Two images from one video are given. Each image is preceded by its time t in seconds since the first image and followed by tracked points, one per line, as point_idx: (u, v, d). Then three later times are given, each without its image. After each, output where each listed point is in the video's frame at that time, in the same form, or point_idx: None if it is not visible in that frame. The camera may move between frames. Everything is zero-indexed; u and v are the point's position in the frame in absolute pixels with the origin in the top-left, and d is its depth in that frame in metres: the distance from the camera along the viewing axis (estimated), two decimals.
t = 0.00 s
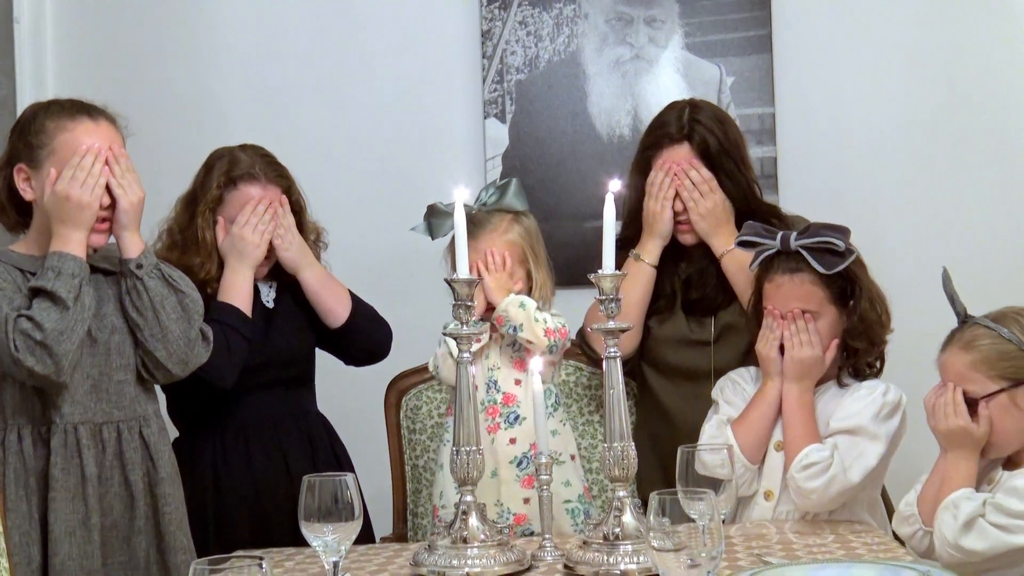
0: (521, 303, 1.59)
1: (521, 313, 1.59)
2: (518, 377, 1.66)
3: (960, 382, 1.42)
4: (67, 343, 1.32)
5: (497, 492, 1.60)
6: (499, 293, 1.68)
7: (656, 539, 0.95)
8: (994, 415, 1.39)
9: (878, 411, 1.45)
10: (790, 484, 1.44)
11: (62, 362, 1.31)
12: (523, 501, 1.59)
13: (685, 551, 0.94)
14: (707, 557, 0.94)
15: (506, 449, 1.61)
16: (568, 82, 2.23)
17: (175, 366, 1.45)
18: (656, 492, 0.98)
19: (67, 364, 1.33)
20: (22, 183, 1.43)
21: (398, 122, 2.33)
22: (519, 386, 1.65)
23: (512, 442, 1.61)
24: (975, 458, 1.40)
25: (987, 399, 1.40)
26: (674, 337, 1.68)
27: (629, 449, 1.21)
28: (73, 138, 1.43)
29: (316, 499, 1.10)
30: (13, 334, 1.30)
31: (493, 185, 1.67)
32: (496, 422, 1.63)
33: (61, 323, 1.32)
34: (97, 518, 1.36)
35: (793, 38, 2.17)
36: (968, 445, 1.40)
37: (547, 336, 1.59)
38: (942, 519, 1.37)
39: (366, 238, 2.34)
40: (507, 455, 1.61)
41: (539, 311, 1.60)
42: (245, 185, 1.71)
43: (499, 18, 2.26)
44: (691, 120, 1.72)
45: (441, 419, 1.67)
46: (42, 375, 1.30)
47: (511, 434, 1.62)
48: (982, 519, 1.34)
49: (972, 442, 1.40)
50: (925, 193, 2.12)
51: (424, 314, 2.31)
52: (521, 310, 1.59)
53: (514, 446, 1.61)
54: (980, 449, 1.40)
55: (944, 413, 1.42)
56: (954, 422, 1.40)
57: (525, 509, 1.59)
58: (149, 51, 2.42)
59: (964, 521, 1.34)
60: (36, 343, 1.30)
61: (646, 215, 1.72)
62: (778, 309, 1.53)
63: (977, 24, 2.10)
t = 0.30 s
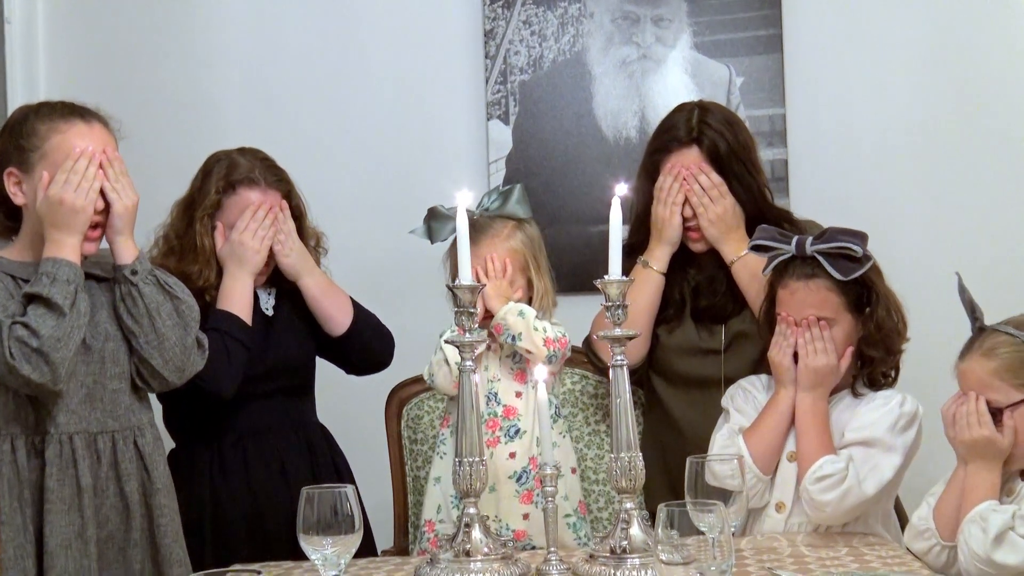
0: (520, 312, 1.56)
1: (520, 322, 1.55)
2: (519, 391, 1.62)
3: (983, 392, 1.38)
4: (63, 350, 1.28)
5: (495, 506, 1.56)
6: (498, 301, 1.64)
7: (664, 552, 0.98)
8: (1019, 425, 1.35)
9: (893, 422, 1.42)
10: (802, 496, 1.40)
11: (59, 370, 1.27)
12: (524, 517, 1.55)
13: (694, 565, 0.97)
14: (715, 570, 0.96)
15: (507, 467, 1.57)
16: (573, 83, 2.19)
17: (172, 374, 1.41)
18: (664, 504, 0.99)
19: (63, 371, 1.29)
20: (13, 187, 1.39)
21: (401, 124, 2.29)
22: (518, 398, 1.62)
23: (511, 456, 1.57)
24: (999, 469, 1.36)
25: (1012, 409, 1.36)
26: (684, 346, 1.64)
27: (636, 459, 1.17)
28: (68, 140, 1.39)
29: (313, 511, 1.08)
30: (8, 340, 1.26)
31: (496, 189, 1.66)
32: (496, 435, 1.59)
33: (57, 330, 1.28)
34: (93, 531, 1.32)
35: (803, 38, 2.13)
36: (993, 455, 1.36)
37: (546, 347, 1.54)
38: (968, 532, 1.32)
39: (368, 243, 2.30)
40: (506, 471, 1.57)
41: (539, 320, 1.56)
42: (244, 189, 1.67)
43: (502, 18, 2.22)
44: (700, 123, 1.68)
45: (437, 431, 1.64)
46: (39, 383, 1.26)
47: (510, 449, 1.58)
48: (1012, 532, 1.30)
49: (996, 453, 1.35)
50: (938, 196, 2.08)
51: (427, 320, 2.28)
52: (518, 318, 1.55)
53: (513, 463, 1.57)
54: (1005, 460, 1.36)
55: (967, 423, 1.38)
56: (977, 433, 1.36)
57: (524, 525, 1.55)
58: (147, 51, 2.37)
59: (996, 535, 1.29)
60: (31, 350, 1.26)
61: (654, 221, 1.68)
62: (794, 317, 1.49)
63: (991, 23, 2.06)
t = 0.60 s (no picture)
0: (518, 317, 1.51)
1: (518, 327, 1.50)
2: (520, 400, 1.58)
3: (1000, 399, 1.35)
4: (56, 354, 1.24)
5: (497, 518, 1.53)
6: (497, 306, 1.59)
7: (672, 563, 0.98)
8: None
9: (907, 430, 1.38)
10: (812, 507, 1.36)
11: (51, 374, 1.24)
12: (527, 530, 1.52)
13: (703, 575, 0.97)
14: None
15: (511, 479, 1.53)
16: (579, 83, 2.15)
17: (166, 380, 1.37)
18: (673, 515, 0.99)
19: (56, 375, 1.25)
20: (3, 189, 1.35)
21: (404, 124, 2.26)
22: (518, 407, 1.58)
23: (513, 467, 1.54)
24: (1018, 480, 1.33)
25: None
26: (693, 351, 1.61)
27: (644, 469, 1.10)
28: (60, 140, 1.35)
29: (313, 522, 1.05)
30: None
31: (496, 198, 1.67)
32: (497, 447, 1.54)
33: (49, 332, 1.24)
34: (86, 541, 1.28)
35: (814, 37, 2.09)
36: (1010, 465, 1.32)
37: (548, 350, 1.51)
38: (983, 546, 1.29)
39: (370, 246, 2.27)
40: (507, 484, 1.53)
41: (538, 324, 1.52)
42: (244, 191, 1.63)
43: (506, 16, 2.18)
44: (711, 123, 1.64)
45: (439, 441, 1.61)
46: (31, 388, 1.23)
47: (512, 460, 1.54)
48: None
49: (1015, 463, 1.32)
50: (951, 197, 2.04)
51: (430, 325, 2.24)
52: (518, 323, 1.50)
53: (517, 474, 1.53)
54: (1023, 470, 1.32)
55: (984, 432, 1.34)
56: (993, 443, 1.33)
57: (528, 538, 1.52)
58: (146, 50, 2.34)
59: (1011, 548, 1.26)
60: (23, 354, 1.23)
61: (663, 224, 1.64)
62: (804, 322, 1.45)
63: (1005, 20, 2.02)
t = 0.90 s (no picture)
0: (521, 321, 1.46)
1: (522, 332, 1.46)
2: (521, 407, 1.54)
3: (1012, 404, 1.30)
4: (36, 357, 1.21)
5: (499, 528, 1.49)
6: (498, 312, 1.55)
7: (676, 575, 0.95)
8: None
9: (923, 438, 1.34)
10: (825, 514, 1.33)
11: (32, 378, 1.20)
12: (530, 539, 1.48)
13: None
14: None
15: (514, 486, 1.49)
16: (582, 79, 2.12)
17: (153, 384, 1.33)
18: (679, 522, 0.96)
19: (37, 379, 1.21)
20: None
21: (404, 122, 2.22)
22: (519, 415, 1.54)
23: (515, 475, 1.50)
24: None
25: None
26: (703, 354, 1.57)
27: (650, 477, 1.05)
28: (42, 138, 1.32)
29: (310, 531, 1.01)
30: None
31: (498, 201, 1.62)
32: (499, 454, 1.51)
33: (29, 335, 1.21)
34: (69, 550, 1.24)
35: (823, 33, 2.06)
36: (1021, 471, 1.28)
37: (552, 356, 1.47)
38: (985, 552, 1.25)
39: (370, 246, 2.23)
40: (513, 493, 1.49)
41: (543, 329, 1.48)
42: (240, 190, 1.59)
43: (508, 11, 2.14)
44: (722, 121, 1.60)
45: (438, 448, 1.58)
46: (11, 393, 1.19)
47: (515, 468, 1.51)
48: None
49: None
50: (962, 196, 2.00)
51: (431, 327, 2.20)
52: (522, 328, 1.46)
53: (520, 482, 1.50)
54: None
55: (995, 437, 1.30)
56: (1003, 447, 1.29)
57: (531, 548, 1.48)
58: (144, 48, 2.31)
59: (1011, 554, 1.22)
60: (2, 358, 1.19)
61: (672, 224, 1.60)
62: (819, 324, 1.41)
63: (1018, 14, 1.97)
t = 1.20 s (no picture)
0: (519, 326, 1.43)
1: (520, 337, 1.42)
2: (518, 412, 1.51)
3: None
4: (13, 361, 1.17)
5: (498, 536, 1.45)
6: (497, 316, 1.52)
7: None
8: None
9: (934, 442, 1.30)
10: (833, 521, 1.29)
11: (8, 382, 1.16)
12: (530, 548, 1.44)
13: None
14: None
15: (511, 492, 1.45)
16: (583, 74, 2.08)
17: (138, 388, 1.29)
18: (683, 529, 0.93)
19: (14, 384, 1.18)
20: None
21: (402, 119, 2.18)
22: (518, 419, 1.51)
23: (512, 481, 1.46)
24: None
25: None
26: (711, 357, 1.54)
27: (653, 483, 1.01)
28: (20, 136, 1.28)
29: (303, 540, 0.97)
30: None
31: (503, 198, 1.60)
32: (496, 460, 1.47)
33: (6, 338, 1.17)
34: (50, 559, 1.20)
35: (829, 26, 2.02)
36: None
37: (549, 362, 1.43)
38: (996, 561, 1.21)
39: (367, 245, 2.19)
40: (512, 500, 1.45)
41: (541, 335, 1.44)
42: (232, 189, 1.56)
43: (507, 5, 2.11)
44: (735, 117, 1.56)
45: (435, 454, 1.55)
46: None
47: (512, 473, 1.47)
48: None
49: None
50: (970, 194, 1.96)
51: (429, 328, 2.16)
52: (519, 334, 1.43)
53: (518, 488, 1.46)
54: None
55: (1007, 441, 1.26)
56: (1016, 452, 1.25)
57: (531, 556, 1.43)
58: (138, 45, 2.27)
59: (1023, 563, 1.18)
60: None
61: (684, 223, 1.56)
62: (828, 326, 1.37)
63: None
